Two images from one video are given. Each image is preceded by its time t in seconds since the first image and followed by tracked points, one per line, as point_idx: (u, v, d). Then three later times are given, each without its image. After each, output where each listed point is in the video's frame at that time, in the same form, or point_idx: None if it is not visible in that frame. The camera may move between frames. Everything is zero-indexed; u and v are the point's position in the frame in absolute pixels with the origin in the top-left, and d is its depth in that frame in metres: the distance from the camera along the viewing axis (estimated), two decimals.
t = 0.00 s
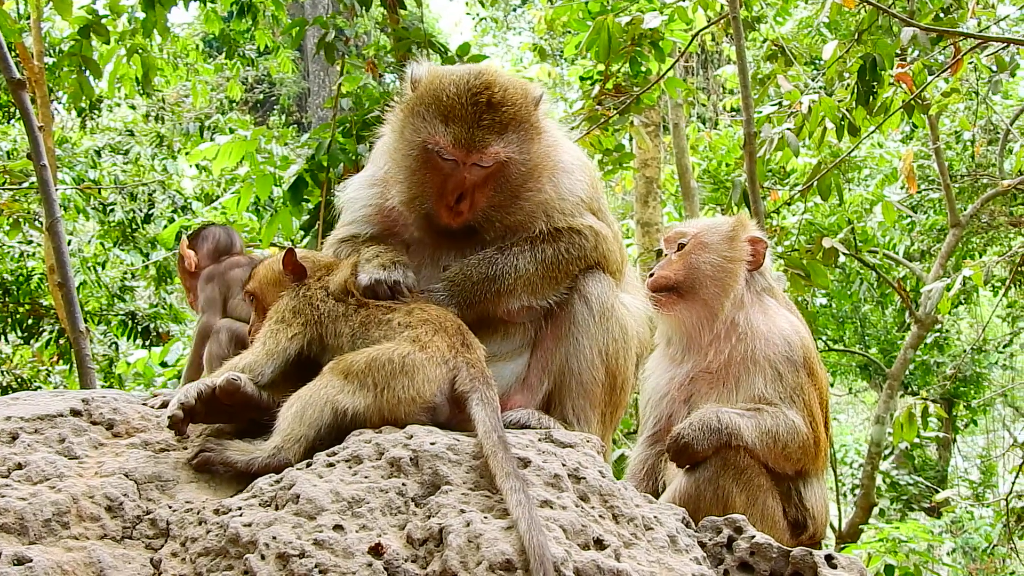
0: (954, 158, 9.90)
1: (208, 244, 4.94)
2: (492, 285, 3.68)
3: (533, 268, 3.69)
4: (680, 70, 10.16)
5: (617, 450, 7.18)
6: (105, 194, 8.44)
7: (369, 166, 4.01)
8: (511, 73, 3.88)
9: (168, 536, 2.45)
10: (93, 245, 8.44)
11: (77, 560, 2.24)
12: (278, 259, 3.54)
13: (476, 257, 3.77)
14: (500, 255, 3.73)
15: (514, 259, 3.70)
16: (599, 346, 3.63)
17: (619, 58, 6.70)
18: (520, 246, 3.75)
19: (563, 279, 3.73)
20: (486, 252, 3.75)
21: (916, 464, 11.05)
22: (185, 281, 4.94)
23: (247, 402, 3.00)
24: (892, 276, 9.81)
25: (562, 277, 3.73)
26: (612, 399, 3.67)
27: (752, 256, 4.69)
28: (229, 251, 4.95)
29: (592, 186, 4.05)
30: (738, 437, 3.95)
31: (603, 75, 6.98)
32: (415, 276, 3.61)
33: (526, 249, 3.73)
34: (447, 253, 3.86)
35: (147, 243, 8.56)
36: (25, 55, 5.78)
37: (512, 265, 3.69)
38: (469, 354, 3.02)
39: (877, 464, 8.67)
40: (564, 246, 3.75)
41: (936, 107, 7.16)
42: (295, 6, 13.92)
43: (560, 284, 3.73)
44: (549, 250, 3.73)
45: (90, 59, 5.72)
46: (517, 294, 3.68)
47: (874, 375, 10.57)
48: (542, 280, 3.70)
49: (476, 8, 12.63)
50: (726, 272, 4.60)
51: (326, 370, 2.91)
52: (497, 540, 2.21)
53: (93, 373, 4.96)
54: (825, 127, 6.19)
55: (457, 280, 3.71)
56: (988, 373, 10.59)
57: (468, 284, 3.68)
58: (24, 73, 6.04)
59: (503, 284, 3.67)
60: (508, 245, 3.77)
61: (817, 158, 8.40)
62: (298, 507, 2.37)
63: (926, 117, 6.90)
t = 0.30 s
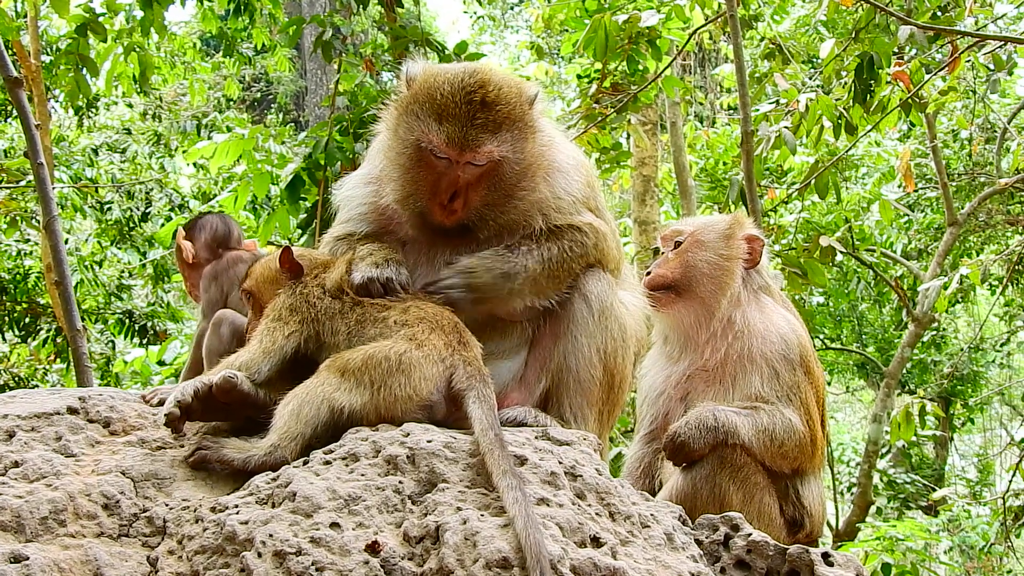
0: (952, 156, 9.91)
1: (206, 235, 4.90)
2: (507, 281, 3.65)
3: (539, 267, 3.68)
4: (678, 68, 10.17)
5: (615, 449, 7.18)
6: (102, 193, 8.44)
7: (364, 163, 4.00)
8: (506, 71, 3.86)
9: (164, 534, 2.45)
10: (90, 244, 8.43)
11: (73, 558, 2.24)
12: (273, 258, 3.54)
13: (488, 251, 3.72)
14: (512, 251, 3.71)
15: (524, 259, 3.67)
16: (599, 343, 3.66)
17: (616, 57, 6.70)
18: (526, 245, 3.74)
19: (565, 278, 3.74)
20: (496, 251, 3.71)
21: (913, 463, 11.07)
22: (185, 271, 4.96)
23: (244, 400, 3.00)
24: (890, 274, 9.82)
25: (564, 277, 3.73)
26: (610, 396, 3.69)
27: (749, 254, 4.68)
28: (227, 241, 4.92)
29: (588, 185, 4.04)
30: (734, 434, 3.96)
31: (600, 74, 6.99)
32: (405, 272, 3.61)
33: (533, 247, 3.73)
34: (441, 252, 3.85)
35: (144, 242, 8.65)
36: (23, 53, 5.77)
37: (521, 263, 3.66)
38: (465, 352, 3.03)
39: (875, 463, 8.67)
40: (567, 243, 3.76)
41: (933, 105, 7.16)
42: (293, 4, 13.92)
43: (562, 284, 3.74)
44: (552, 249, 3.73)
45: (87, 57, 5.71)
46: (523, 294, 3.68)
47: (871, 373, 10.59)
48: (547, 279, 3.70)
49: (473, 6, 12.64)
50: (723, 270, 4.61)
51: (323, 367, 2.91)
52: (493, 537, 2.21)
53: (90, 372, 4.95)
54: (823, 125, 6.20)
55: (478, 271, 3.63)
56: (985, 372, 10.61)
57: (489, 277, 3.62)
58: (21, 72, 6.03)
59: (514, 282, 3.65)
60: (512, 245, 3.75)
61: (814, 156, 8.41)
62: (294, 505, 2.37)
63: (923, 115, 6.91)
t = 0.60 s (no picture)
0: (949, 154, 9.93)
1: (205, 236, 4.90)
2: (505, 289, 3.67)
3: (542, 273, 3.70)
4: (675, 66, 10.18)
5: (613, 447, 7.18)
6: (99, 191, 8.44)
7: (371, 159, 4.00)
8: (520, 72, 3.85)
9: (162, 532, 2.45)
10: (87, 242, 8.42)
11: (71, 556, 2.24)
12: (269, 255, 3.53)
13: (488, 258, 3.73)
14: (514, 257, 3.72)
15: (527, 266, 3.69)
16: (603, 344, 3.67)
17: (613, 55, 6.70)
18: (531, 250, 3.74)
19: (570, 281, 3.75)
20: (499, 255, 3.73)
21: (911, 461, 11.08)
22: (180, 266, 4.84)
23: (242, 399, 2.99)
24: (886, 272, 9.85)
25: (568, 280, 3.75)
26: (612, 396, 3.70)
27: (746, 252, 4.69)
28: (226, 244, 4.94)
29: (594, 186, 4.04)
30: (731, 432, 3.96)
31: (597, 73, 7.00)
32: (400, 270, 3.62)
33: (536, 252, 3.73)
34: (447, 251, 3.85)
35: (141, 240, 8.65)
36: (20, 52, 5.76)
37: (523, 271, 3.68)
38: (464, 350, 3.03)
39: (872, 461, 8.68)
40: (571, 247, 3.77)
41: (929, 104, 7.18)
42: (290, 3, 13.92)
43: (566, 287, 3.75)
44: (557, 253, 3.74)
45: (84, 55, 5.70)
46: (525, 299, 3.70)
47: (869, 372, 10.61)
48: (550, 284, 3.72)
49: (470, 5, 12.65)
50: (720, 268, 4.62)
51: (320, 365, 2.90)
52: (492, 535, 2.21)
53: (87, 370, 4.95)
54: (820, 123, 6.20)
55: (472, 278, 3.66)
56: (982, 370, 10.63)
57: (484, 287, 3.65)
58: (18, 70, 6.02)
59: (515, 289, 3.68)
60: (517, 248, 3.76)
61: (811, 154, 8.42)
62: (292, 502, 2.37)
63: (920, 113, 6.91)
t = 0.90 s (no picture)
0: (948, 151, 9.93)
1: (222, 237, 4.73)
2: (499, 287, 3.68)
3: (537, 271, 3.70)
4: (674, 64, 10.17)
5: (612, 446, 7.18)
6: (98, 188, 8.44)
7: (371, 157, 4.01)
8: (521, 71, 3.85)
9: (161, 530, 2.45)
10: (85, 239, 8.42)
11: (70, 553, 2.24)
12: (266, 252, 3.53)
13: (484, 257, 3.74)
14: (508, 255, 3.72)
15: (522, 264, 3.69)
16: (601, 342, 3.66)
17: (612, 53, 6.69)
18: (527, 248, 3.74)
19: (568, 279, 3.75)
20: (492, 253, 3.74)
21: (909, 459, 11.08)
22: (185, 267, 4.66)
23: (241, 396, 2.99)
24: (885, 270, 9.85)
25: (565, 278, 3.75)
26: (611, 394, 3.69)
27: (743, 250, 4.70)
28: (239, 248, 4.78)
29: (594, 184, 4.04)
30: (731, 430, 3.96)
31: (596, 71, 7.00)
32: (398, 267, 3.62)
33: (532, 251, 3.73)
34: (450, 249, 3.86)
35: (140, 238, 8.66)
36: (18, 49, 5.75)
37: (515, 269, 3.68)
38: (463, 348, 3.03)
39: (870, 459, 8.68)
40: (567, 246, 3.77)
41: (927, 102, 7.18)
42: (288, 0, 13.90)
43: (563, 285, 3.75)
44: (554, 251, 3.74)
45: (83, 53, 5.70)
46: (520, 296, 3.70)
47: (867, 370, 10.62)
48: (545, 282, 3.72)
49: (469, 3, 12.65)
50: (718, 266, 4.62)
51: (320, 363, 2.91)
52: (491, 533, 2.21)
53: (86, 367, 4.94)
54: (818, 121, 6.20)
55: (464, 276, 3.69)
56: (981, 367, 10.63)
57: (474, 285, 3.68)
58: (16, 67, 6.01)
59: (510, 286, 3.68)
60: (513, 245, 3.76)
61: (811, 152, 8.41)
62: (291, 500, 2.37)
63: (919, 111, 6.91)
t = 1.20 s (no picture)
0: (947, 149, 9.94)
1: (219, 239, 4.61)
2: (499, 285, 3.68)
3: (537, 268, 3.70)
4: (673, 61, 10.17)
5: (612, 445, 7.18)
6: (97, 187, 8.43)
7: (371, 155, 4.01)
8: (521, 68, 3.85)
9: (162, 528, 2.45)
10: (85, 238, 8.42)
11: (70, 552, 2.24)
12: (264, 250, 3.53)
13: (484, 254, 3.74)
14: (507, 254, 3.72)
15: (523, 261, 3.69)
16: (601, 341, 3.66)
17: (611, 51, 6.70)
18: (527, 246, 3.74)
19: (568, 277, 3.75)
20: (493, 251, 3.74)
21: (909, 457, 11.09)
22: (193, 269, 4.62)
23: (241, 395, 2.99)
24: (885, 268, 9.86)
25: (565, 276, 3.74)
26: (611, 393, 3.69)
27: (744, 247, 4.70)
28: (242, 245, 4.62)
29: (595, 182, 4.04)
30: (731, 428, 3.96)
31: (596, 69, 6.99)
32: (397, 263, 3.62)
33: (532, 248, 3.73)
34: (449, 246, 3.86)
35: (140, 236, 8.67)
36: (18, 47, 5.75)
37: (517, 267, 3.69)
38: (464, 346, 3.03)
39: (870, 457, 8.69)
40: (568, 244, 3.77)
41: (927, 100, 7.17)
42: None
43: (563, 283, 3.75)
44: (554, 249, 3.74)
45: (83, 51, 5.69)
46: (520, 294, 3.70)
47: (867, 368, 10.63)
48: (546, 280, 3.72)
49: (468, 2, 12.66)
50: (718, 264, 4.62)
51: (320, 361, 2.91)
52: (491, 531, 2.21)
53: (85, 366, 4.93)
54: (818, 119, 6.19)
55: (464, 275, 3.69)
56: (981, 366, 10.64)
57: (475, 284, 3.67)
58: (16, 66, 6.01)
59: (510, 284, 3.68)
60: (513, 244, 3.77)
61: (810, 150, 8.41)
62: (292, 498, 2.37)
63: (919, 109, 6.91)
